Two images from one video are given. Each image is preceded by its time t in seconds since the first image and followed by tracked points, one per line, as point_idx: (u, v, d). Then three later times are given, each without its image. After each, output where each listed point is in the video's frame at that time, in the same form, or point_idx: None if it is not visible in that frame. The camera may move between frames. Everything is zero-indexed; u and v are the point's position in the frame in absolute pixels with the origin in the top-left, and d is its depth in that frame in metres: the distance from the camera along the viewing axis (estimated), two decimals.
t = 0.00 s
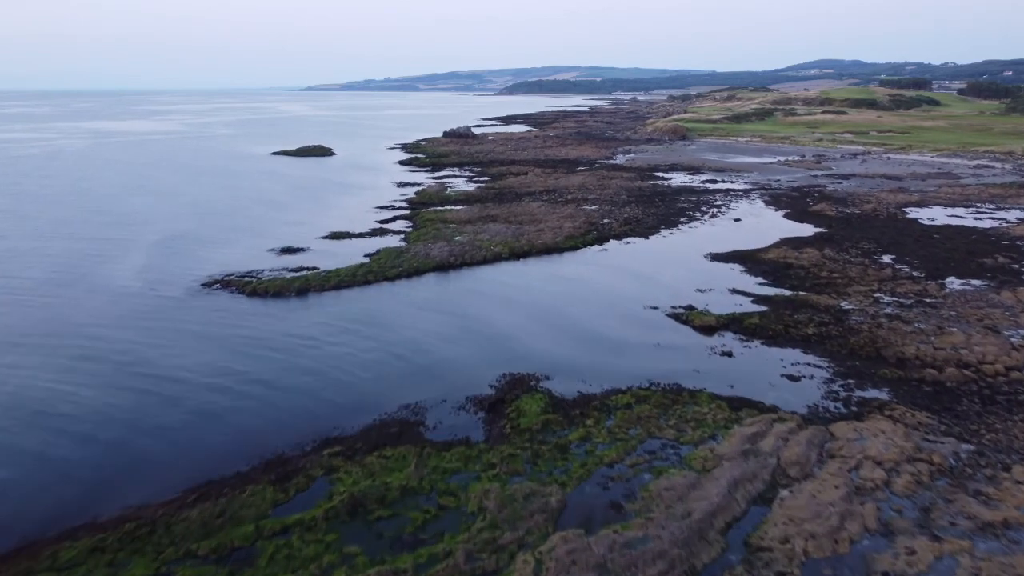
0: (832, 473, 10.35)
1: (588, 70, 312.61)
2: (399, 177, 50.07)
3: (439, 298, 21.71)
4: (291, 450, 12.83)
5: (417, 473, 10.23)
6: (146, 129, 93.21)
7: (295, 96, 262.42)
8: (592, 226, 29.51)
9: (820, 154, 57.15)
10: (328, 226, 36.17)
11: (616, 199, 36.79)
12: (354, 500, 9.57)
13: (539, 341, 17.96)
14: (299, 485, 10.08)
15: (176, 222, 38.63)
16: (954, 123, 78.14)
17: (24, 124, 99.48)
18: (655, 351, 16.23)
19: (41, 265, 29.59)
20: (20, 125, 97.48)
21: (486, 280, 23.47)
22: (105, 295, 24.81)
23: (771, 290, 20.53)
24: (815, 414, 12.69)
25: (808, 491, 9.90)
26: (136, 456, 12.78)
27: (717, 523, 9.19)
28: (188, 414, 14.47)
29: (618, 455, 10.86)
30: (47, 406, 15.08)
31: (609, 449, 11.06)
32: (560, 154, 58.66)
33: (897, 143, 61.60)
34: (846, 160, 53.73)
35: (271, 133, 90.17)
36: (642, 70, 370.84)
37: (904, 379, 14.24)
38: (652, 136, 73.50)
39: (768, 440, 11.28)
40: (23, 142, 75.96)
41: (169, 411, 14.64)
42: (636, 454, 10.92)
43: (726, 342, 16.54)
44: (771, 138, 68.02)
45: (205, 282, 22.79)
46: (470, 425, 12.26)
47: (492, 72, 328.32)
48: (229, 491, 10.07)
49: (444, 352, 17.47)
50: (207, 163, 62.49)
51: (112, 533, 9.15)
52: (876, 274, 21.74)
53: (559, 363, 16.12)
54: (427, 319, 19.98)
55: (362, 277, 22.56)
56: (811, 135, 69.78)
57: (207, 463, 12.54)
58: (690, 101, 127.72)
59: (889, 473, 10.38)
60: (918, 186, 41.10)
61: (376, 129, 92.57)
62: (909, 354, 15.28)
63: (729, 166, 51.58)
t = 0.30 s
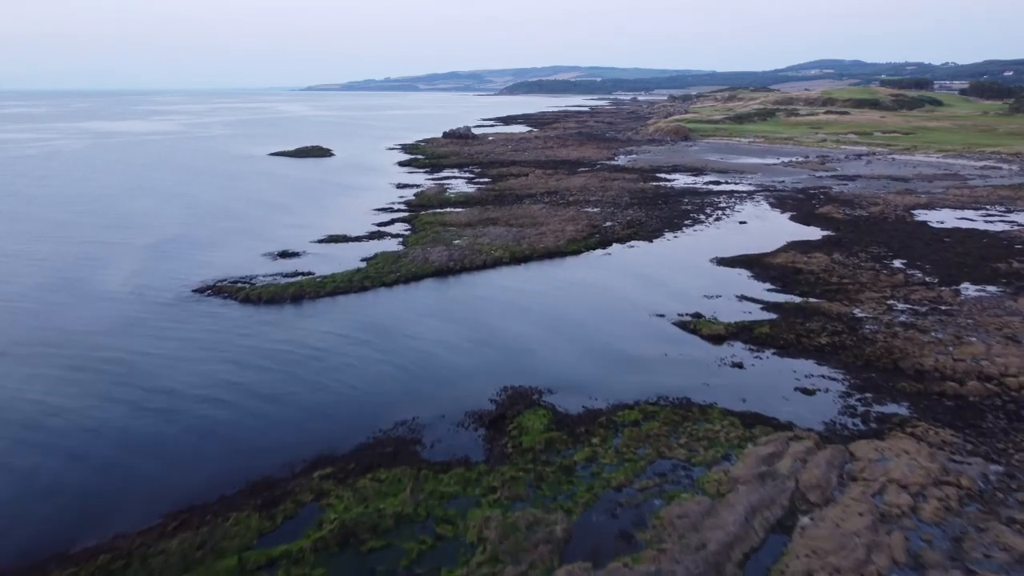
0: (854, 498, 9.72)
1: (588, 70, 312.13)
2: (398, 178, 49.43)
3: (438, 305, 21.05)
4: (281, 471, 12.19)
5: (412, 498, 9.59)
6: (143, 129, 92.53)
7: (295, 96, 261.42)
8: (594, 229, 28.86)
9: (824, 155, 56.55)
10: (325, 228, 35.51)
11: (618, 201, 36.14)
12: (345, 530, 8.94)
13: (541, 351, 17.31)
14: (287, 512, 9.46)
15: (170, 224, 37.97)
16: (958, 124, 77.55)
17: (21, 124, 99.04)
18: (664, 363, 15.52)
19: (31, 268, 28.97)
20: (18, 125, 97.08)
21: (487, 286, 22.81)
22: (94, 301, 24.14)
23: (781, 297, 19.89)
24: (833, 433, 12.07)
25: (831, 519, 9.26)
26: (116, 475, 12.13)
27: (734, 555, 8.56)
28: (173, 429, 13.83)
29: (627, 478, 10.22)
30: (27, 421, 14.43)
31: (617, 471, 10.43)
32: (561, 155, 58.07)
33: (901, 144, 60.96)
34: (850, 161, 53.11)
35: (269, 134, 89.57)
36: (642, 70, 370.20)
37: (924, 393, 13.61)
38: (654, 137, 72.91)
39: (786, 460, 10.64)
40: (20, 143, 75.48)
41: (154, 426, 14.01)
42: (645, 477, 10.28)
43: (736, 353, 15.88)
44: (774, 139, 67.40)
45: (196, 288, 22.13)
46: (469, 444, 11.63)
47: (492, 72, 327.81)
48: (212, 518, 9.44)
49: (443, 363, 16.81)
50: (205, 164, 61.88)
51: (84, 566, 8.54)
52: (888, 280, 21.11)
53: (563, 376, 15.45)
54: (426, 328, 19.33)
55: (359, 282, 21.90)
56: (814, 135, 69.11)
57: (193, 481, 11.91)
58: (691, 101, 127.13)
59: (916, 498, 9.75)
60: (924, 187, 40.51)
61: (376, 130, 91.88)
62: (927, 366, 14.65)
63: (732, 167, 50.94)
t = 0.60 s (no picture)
0: (880, 526, 9.09)
1: (588, 70, 311.53)
2: (396, 180, 48.80)
3: (437, 312, 20.42)
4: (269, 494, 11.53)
5: (407, 527, 8.97)
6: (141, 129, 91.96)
7: (294, 96, 260.91)
8: (596, 232, 28.21)
9: (828, 156, 55.90)
10: (323, 230, 34.86)
11: (621, 203, 35.50)
12: (334, 564, 8.33)
13: (544, 361, 16.70)
14: (273, 542, 8.85)
15: (166, 226, 37.33)
16: (961, 124, 76.93)
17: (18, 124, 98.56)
18: (673, 375, 14.88)
19: (21, 272, 28.32)
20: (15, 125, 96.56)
21: (488, 292, 22.19)
22: (84, 307, 23.48)
23: (791, 304, 19.24)
24: (852, 451, 11.43)
25: (856, 551, 8.63)
26: (94, 498, 11.46)
27: None
28: (157, 447, 13.16)
29: (636, 503, 9.59)
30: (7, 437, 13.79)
31: (626, 495, 9.79)
32: (562, 155, 57.43)
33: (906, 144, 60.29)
34: (855, 162, 52.47)
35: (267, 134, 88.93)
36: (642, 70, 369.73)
37: (945, 409, 12.97)
38: (655, 137, 72.30)
39: (805, 484, 10.00)
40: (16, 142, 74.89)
41: (137, 442, 13.34)
42: (655, 503, 9.65)
43: (747, 365, 15.24)
44: (777, 139, 66.78)
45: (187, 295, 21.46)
46: (468, 465, 11.00)
47: (492, 72, 327.03)
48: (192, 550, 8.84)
49: (442, 375, 16.18)
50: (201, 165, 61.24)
51: None
52: (901, 286, 20.49)
53: (567, 389, 14.81)
54: (424, 336, 18.72)
55: (355, 288, 21.26)
56: (817, 136, 68.53)
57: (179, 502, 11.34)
58: (692, 101, 126.54)
59: (945, 527, 9.11)
60: (931, 189, 39.89)
61: (375, 130, 91.25)
62: (947, 379, 14.02)
63: (735, 168, 50.32)
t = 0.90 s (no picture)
0: (909, 560, 8.46)
1: (588, 70, 310.99)
2: (395, 181, 48.17)
3: (436, 319, 19.77)
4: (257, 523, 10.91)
5: (401, 561, 8.39)
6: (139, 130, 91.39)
7: (294, 96, 260.03)
8: (599, 236, 27.56)
9: (833, 157, 55.29)
10: (319, 232, 34.20)
11: (623, 205, 34.84)
12: None
13: (546, 372, 16.09)
14: None
15: (159, 228, 36.66)
16: (965, 124, 76.29)
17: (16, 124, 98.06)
18: (682, 387, 14.24)
19: (10, 276, 27.68)
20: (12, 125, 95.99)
21: (488, 298, 21.55)
22: (72, 313, 22.80)
23: (801, 312, 18.59)
24: (873, 473, 10.79)
25: None
26: (71, 524, 10.85)
27: None
28: (140, 467, 12.55)
29: (647, 533, 8.96)
30: None
31: (635, 524, 9.17)
32: (563, 156, 56.82)
33: (911, 145, 59.62)
34: (859, 163, 51.83)
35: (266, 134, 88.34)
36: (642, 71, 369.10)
37: (970, 426, 12.33)
38: (657, 137, 71.71)
39: (826, 512, 9.37)
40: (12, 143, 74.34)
41: (119, 462, 12.72)
42: (667, 533, 9.02)
43: (758, 377, 14.60)
44: (780, 140, 66.17)
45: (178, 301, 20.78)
46: (467, 487, 10.39)
47: (492, 72, 326.33)
48: None
49: (440, 387, 15.56)
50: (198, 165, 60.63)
51: None
52: (914, 292, 19.86)
53: (571, 402, 14.17)
54: (422, 346, 18.11)
55: (351, 295, 20.58)
56: (820, 137, 67.85)
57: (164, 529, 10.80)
58: (693, 100, 125.96)
59: (980, 561, 8.48)
60: (939, 191, 39.30)
61: (374, 130, 90.59)
62: (970, 393, 13.38)
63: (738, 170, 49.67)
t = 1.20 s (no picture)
0: None
1: (587, 70, 310.21)
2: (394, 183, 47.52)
3: (434, 328, 19.11)
4: (244, 556, 10.35)
5: None
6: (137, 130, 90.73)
7: (293, 96, 259.12)
8: (602, 239, 26.91)
9: (837, 158, 54.67)
10: (316, 235, 33.55)
11: (626, 208, 34.19)
12: None
13: (548, 385, 15.47)
14: None
15: (153, 230, 35.99)
16: (969, 124, 75.66)
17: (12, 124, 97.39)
18: (690, 402, 13.63)
19: None
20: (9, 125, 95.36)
21: (488, 305, 20.90)
22: (59, 318, 22.12)
23: (812, 321, 17.94)
24: (898, 497, 10.17)
25: None
26: (44, 562, 10.27)
27: None
28: (118, 492, 11.93)
29: (659, 567, 8.36)
30: None
31: (647, 556, 8.56)
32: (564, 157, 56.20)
33: (916, 145, 58.99)
34: (864, 165, 51.21)
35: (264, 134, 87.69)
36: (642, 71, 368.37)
37: (997, 444, 11.69)
38: (658, 138, 71.08)
39: (852, 543, 8.74)
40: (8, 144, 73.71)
41: (98, 487, 12.10)
42: (681, 566, 8.42)
43: (771, 391, 13.96)
44: (783, 140, 65.52)
45: (169, 308, 20.11)
46: (467, 513, 9.79)
47: (492, 71, 325.46)
48: None
49: (438, 402, 14.93)
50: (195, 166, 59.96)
51: None
52: (928, 299, 19.23)
53: (575, 420, 13.53)
54: (420, 356, 17.48)
55: (346, 302, 19.90)
56: (823, 137, 67.19)
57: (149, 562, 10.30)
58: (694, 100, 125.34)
59: None
60: (946, 193, 38.65)
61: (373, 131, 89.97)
62: (995, 409, 12.74)
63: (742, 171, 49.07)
